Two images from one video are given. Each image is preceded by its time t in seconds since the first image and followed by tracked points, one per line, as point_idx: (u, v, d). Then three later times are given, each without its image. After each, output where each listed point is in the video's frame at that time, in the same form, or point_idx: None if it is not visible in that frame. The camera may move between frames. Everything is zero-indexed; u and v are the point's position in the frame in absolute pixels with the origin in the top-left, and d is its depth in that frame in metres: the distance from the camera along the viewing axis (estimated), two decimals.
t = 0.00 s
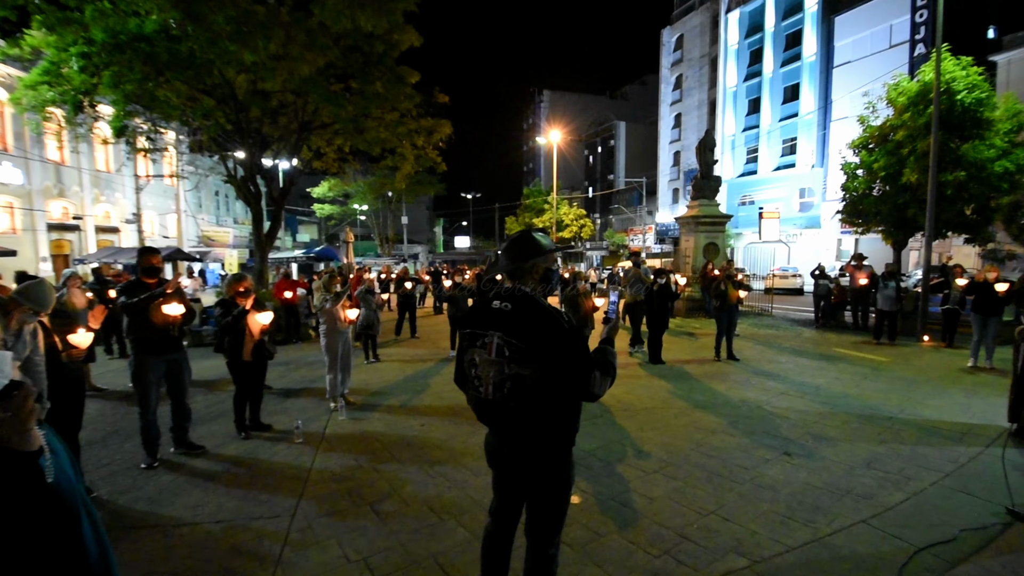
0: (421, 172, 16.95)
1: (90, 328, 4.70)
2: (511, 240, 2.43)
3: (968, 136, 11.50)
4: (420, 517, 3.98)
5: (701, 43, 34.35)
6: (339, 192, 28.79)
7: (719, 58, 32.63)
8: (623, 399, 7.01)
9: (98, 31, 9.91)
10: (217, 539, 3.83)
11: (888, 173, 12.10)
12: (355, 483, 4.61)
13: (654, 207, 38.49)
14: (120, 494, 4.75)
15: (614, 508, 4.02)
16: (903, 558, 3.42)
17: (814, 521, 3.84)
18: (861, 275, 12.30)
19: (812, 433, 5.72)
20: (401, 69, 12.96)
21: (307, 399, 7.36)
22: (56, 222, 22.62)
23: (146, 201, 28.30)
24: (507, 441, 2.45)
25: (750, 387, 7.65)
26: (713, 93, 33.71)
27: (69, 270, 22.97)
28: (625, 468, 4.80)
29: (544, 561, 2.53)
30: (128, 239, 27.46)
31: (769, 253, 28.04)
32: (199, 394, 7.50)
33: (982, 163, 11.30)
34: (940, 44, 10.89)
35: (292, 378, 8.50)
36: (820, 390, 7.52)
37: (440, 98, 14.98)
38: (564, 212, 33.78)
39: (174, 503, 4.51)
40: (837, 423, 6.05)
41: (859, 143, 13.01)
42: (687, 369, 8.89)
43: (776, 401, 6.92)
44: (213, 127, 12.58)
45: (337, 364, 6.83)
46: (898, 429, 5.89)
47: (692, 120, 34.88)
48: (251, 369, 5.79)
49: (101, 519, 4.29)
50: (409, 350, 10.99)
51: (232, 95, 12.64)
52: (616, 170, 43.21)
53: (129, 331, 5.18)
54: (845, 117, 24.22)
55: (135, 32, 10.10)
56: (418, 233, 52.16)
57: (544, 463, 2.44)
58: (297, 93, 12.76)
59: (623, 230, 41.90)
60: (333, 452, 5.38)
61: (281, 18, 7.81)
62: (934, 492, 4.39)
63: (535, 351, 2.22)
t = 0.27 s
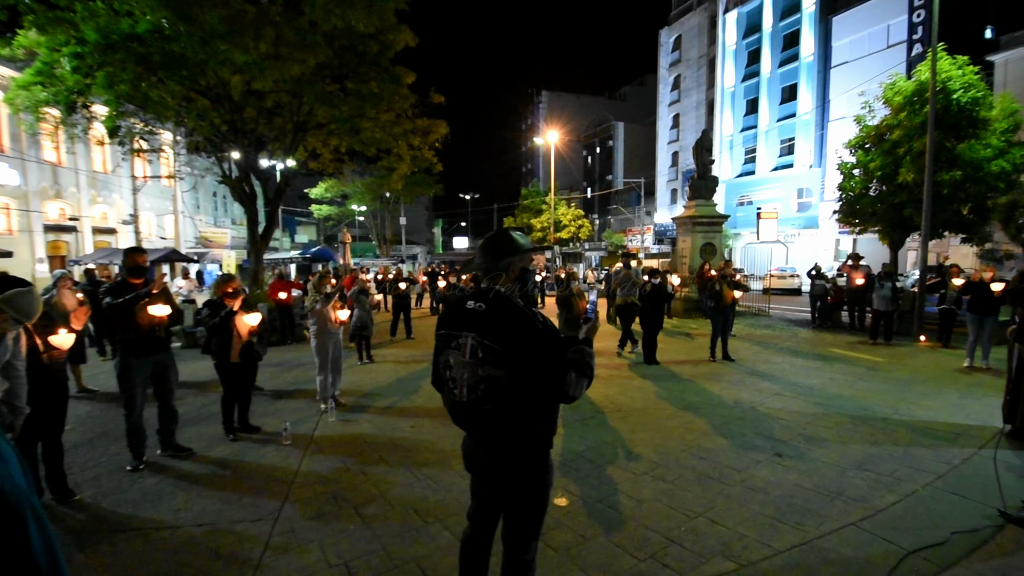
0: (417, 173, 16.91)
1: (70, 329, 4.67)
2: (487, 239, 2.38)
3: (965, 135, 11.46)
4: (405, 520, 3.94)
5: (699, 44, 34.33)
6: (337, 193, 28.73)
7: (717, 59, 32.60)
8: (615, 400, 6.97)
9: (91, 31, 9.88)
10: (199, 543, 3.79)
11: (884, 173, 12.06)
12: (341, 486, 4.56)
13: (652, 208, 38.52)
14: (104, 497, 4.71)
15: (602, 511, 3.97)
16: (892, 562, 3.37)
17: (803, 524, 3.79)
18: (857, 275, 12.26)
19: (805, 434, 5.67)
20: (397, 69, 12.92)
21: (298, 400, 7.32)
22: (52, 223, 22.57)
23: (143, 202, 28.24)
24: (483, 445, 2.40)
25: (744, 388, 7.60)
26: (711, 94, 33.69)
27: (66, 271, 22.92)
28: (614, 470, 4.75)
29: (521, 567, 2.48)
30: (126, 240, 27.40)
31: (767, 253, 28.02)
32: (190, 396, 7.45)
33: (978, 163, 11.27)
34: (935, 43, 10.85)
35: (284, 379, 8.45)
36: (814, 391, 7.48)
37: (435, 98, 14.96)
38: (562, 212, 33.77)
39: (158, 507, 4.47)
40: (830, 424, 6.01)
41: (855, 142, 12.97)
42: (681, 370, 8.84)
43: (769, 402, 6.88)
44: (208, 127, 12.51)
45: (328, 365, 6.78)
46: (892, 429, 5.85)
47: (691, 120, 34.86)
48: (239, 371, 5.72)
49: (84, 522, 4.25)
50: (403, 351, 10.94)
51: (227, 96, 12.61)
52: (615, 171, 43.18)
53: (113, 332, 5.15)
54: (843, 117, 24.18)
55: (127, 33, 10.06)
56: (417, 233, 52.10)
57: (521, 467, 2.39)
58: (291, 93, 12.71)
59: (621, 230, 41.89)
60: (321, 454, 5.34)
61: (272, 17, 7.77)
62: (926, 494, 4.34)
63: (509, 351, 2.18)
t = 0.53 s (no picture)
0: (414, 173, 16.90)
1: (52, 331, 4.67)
2: (457, 240, 2.36)
3: (961, 135, 11.42)
4: (386, 524, 3.92)
5: (698, 44, 34.28)
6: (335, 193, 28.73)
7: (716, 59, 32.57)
8: (607, 402, 6.95)
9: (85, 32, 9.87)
10: (179, 548, 3.78)
11: (881, 173, 12.02)
12: (326, 489, 4.53)
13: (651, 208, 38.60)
14: (89, 499, 4.70)
15: (585, 514, 3.94)
16: (876, 566, 3.34)
17: (788, 528, 3.75)
18: (854, 276, 12.19)
19: (796, 436, 5.64)
20: (393, 70, 12.90)
21: (290, 402, 7.30)
22: (51, 224, 22.58)
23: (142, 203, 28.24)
24: (455, 449, 2.37)
25: (737, 389, 7.56)
26: (710, 94, 33.66)
27: (65, 272, 22.92)
28: (601, 472, 4.71)
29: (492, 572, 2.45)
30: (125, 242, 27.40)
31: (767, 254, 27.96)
32: (181, 398, 7.43)
33: (975, 162, 11.22)
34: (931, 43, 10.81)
35: (276, 381, 8.43)
36: (808, 392, 7.44)
37: (431, 99, 14.94)
38: (561, 213, 33.76)
39: (142, 510, 4.46)
40: (821, 426, 5.98)
41: (852, 142, 12.92)
42: (675, 371, 8.81)
43: (762, 403, 6.85)
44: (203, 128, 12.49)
45: (318, 367, 6.75)
46: (883, 431, 5.81)
47: (690, 121, 34.83)
48: (227, 373, 5.69)
49: (67, 525, 4.24)
50: (398, 352, 10.92)
51: (222, 97, 12.57)
52: (614, 171, 43.14)
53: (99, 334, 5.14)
54: (842, 117, 24.11)
55: (122, 34, 10.06)
56: (417, 234, 52.07)
57: (492, 473, 2.36)
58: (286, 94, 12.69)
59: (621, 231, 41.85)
60: (307, 456, 5.32)
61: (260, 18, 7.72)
62: (914, 496, 4.30)
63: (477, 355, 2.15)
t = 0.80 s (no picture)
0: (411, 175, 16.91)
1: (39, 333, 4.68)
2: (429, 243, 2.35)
3: (959, 135, 11.38)
4: (370, 526, 3.93)
5: (698, 44, 34.24)
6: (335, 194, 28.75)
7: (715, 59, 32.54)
8: (599, 403, 6.93)
9: (82, 34, 9.90)
10: (163, 550, 3.78)
11: (878, 174, 11.98)
12: (312, 491, 4.53)
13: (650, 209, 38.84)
14: (77, 501, 4.72)
15: (570, 516, 3.93)
16: (859, 570, 3.33)
17: (771, 531, 3.74)
18: (851, 276, 12.12)
19: (787, 439, 5.62)
20: (389, 71, 12.92)
21: (282, 403, 7.30)
22: (51, 225, 22.65)
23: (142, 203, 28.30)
24: (428, 453, 2.36)
25: (730, 391, 7.54)
26: (710, 94, 33.61)
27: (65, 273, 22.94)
28: (588, 474, 4.70)
29: None
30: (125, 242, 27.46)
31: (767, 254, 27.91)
32: (173, 399, 7.43)
33: (972, 163, 11.17)
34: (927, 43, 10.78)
35: (270, 382, 8.43)
36: (801, 393, 7.42)
37: (428, 99, 14.93)
38: (561, 213, 33.76)
39: (129, 511, 4.46)
40: (813, 428, 5.96)
41: (850, 143, 12.88)
42: (669, 372, 8.78)
43: (754, 405, 6.83)
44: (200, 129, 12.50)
45: (310, 368, 6.74)
46: (875, 434, 5.79)
47: (690, 121, 34.80)
48: (217, 375, 5.66)
49: (53, 527, 4.25)
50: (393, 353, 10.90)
51: (219, 98, 12.58)
52: (614, 171, 43.11)
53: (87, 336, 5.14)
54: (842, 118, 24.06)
55: (119, 36, 10.09)
56: (417, 234, 52.09)
57: (465, 476, 2.35)
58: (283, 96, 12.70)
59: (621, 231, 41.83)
60: (296, 458, 5.32)
61: (254, 19, 7.73)
62: (902, 500, 4.29)
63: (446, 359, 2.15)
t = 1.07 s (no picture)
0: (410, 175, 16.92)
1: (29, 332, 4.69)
2: (406, 243, 2.35)
3: (958, 135, 11.32)
4: (356, 526, 3.93)
5: (699, 44, 34.20)
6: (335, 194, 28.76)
7: (716, 59, 32.48)
8: (594, 404, 6.91)
9: (80, 35, 9.95)
10: (150, 549, 3.79)
11: (876, 173, 11.94)
12: (301, 491, 4.53)
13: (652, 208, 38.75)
14: (66, 500, 4.72)
15: (557, 517, 3.91)
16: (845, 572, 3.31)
17: (759, 533, 3.73)
18: (850, 276, 12.09)
19: (780, 440, 5.59)
20: (388, 71, 12.94)
21: (276, 402, 7.31)
22: (53, 225, 22.76)
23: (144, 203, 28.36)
24: (404, 455, 2.35)
25: (725, 391, 7.51)
26: (710, 94, 33.56)
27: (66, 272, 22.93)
28: (578, 475, 4.68)
29: None
30: (126, 242, 27.50)
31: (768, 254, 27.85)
32: (167, 398, 7.44)
33: (972, 163, 11.12)
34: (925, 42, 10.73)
35: (265, 381, 8.42)
36: (797, 394, 7.39)
37: (427, 99, 14.95)
38: (561, 213, 33.73)
39: (118, 510, 4.47)
40: (806, 429, 5.94)
41: (848, 142, 12.82)
42: (665, 372, 8.75)
43: (748, 405, 6.81)
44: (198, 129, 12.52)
45: (303, 367, 6.73)
46: (869, 435, 5.76)
47: (691, 121, 34.76)
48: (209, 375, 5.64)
49: (41, 526, 4.26)
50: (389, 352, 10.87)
51: (218, 98, 12.59)
52: (615, 171, 43.07)
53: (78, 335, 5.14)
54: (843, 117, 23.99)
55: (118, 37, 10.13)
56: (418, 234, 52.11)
57: (441, 479, 2.34)
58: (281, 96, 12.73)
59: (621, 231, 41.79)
60: (286, 458, 5.32)
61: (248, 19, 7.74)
62: (892, 502, 4.27)
63: (420, 360, 2.14)
